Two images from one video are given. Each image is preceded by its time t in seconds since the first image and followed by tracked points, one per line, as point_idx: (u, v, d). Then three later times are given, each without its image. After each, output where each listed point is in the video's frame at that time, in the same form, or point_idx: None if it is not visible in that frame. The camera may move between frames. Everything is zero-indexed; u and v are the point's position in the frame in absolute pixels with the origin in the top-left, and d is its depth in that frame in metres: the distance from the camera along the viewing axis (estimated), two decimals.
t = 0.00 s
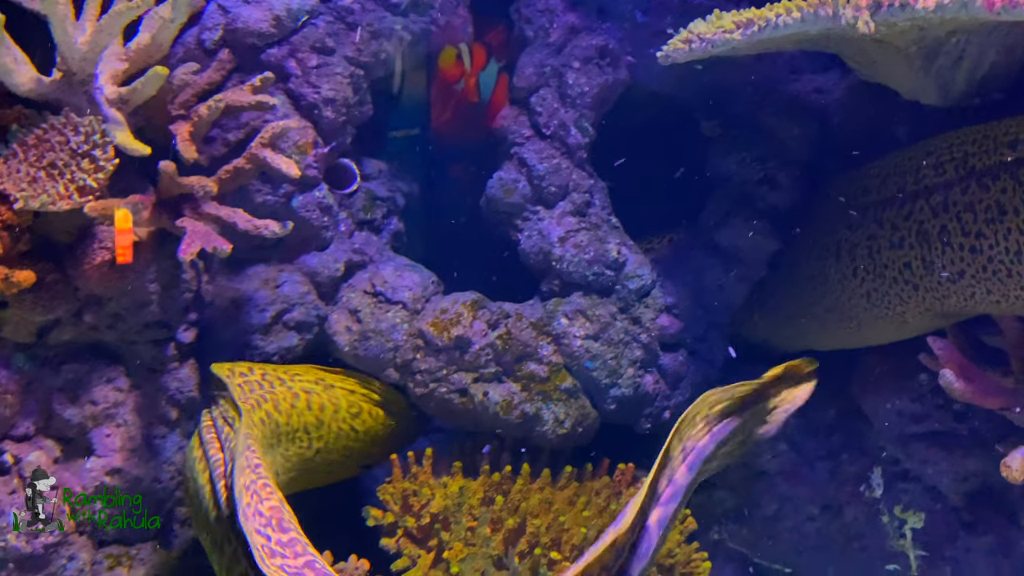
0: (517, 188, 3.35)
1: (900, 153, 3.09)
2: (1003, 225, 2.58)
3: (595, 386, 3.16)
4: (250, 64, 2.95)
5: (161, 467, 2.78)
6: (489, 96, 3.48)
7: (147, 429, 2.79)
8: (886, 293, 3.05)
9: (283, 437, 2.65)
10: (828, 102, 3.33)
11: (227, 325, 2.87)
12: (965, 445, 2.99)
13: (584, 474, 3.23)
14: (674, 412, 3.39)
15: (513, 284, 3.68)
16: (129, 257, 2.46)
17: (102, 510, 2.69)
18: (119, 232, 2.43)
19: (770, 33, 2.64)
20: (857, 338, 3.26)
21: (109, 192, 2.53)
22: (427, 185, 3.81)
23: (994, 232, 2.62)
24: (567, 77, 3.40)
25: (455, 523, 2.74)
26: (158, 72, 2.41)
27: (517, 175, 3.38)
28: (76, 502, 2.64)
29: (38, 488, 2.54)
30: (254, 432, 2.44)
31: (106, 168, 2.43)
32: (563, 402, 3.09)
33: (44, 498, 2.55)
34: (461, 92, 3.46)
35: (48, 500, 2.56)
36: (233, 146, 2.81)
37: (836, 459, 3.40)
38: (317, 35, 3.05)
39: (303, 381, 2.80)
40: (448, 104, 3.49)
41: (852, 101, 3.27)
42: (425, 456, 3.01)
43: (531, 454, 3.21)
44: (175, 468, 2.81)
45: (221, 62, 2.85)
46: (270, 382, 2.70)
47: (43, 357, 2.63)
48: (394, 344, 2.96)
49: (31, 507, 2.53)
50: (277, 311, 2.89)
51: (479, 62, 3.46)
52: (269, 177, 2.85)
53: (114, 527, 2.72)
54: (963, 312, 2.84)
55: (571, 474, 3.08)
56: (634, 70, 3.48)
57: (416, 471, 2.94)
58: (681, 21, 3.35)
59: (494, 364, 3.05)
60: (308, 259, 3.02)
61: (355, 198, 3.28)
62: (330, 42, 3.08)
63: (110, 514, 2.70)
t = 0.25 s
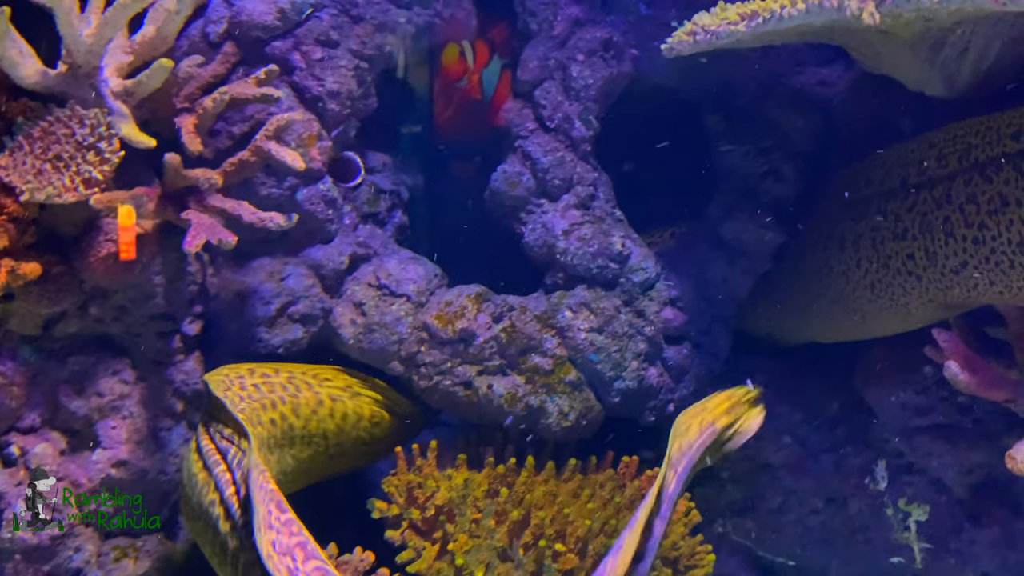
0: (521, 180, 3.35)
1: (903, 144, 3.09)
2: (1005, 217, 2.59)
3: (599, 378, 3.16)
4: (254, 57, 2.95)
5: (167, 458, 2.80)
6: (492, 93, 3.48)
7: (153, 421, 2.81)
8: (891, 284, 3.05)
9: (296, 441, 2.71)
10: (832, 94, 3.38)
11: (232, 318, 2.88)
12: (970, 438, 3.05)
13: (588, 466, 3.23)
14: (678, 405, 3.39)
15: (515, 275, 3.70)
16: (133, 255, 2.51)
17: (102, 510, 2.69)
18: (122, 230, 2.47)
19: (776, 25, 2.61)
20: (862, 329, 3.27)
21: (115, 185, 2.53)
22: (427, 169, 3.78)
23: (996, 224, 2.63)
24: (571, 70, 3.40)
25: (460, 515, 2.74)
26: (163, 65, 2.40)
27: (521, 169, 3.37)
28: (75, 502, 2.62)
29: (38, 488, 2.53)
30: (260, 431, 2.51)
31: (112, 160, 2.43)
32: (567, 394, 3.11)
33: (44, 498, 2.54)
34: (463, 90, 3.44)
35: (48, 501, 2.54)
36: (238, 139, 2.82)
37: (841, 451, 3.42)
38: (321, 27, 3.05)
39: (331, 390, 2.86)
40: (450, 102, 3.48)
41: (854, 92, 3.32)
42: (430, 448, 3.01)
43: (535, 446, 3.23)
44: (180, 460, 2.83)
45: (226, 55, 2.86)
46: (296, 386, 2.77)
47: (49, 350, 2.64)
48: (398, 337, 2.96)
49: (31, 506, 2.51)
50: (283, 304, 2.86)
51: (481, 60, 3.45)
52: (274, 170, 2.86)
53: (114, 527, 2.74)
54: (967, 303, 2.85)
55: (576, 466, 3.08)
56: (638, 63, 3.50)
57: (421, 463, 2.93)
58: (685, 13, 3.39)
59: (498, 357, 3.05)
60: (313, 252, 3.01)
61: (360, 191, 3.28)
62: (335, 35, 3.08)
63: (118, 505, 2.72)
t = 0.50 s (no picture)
0: (526, 171, 3.33)
1: (907, 132, 3.08)
2: (1007, 204, 2.60)
3: (605, 368, 3.16)
4: (259, 47, 2.96)
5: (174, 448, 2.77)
6: (495, 90, 3.46)
7: (160, 410, 2.79)
8: (895, 272, 3.05)
9: (321, 447, 2.84)
10: (838, 84, 3.33)
11: (237, 308, 2.87)
12: (978, 428, 3.03)
13: (594, 456, 3.24)
14: (684, 395, 3.40)
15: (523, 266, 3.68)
16: (136, 251, 2.53)
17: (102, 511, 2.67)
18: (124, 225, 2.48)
19: (782, 12, 2.60)
20: (867, 318, 3.26)
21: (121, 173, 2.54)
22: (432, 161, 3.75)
23: (999, 212, 2.63)
24: (576, 59, 3.39)
25: (465, 504, 2.76)
26: (168, 53, 2.39)
27: (526, 159, 3.36)
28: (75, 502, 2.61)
29: (38, 488, 2.54)
30: (275, 433, 2.67)
31: (118, 149, 2.42)
32: (572, 384, 3.11)
33: (44, 499, 2.55)
34: (466, 85, 3.42)
35: (48, 501, 2.55)
36: (244, 128, 2.82)
37: (847, 441, 3.43)
38: (326, 17, 3.06)
39: (367, 403, 2.96)
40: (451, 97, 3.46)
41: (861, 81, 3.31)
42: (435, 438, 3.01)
43: (540, 436, 3.23)
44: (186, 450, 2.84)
45: (231, 45, 2.86)
46: (334, 396, 2.87)
47: (56, 338, 2.64)
48: (404, 327, 2.96)
49: (31, 507, 2.52)
50: (289, 293, 2.87)
51: (484, 56, 3.42)
52: (279, 159, 2.87)
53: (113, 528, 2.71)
54: (970, 291, 2.85)
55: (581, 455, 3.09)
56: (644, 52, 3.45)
57: (427, 453, 2.94)
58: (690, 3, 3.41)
59: (503, 347, 3.05)
60: (318, 242, 3.02)
61: (365, 181, 3.29)
62: (340, 25, 3.08)
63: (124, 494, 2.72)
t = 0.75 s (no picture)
0: (531, 160, 3.33)
1: (911, 121, 3.10)
2: (1010, 191, 2.61)
3: (610, 358, 3.16)
4: (263, 35, 2.98)
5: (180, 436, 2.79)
6: (499, 84, 3.46)
7: (166, 398, 2.81)
8: (899, 261, 3.05)
9: (334, 453, 2.86)
10: (844, 73, 3.24)
11: (242, 294, 2.90)
12: (984, 417, 3.04)
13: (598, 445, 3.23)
14: (689, 384, 3.37)
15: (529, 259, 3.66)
16: (140, 243, 2.49)
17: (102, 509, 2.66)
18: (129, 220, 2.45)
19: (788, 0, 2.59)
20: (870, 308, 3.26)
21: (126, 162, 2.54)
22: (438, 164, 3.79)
23: (1002, 198, 2.65)
24: (581, 48, 3.39)
25: (470, 491, 2.75)
26: (174, 42, 2.37)
27: (531, 148, 3.36)
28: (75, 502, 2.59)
29: (38, 488, 2.52)
30: (300, 438, 2.72)
31: (123, 137, 2.40)
32: (577, 373, 3.11)
33: (44, 498, 2.53)
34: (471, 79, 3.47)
35: (49, 500, 2.54)
36: (248, 117, 2.81)
37: (852, 431, 3.41)
38: (331, 5, 3.05)
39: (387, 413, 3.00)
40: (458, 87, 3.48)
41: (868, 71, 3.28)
42: (440, 428, 2.99)
43: (545, 425, 3.23)
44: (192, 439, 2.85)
45: (235, 34, 2.86)
46: (367, 407, 2.94)
47: (61, 327, 2.65)
48: (409, 316, 2.96)
49: (31, 506, 2.51)
50: (294, 283, 2.88)
51: (488, 50, 3.43)
52: (284, 148, 2.86)
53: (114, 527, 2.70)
54: (972, 280, 2.86)
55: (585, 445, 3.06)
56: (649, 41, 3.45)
57: (432, 442, 2.91)
58: None
59: (508, 336, 3.06)
60: (323, 231, 3.03)
61: (369, 170, 3.28)
62: (344, 13, 3.07)
63: (129, 482, 2.73)
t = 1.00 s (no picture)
0: (535, 147, 3.32)
1: (918, 107, 3.08)
2: (1010, 177, 2.59)
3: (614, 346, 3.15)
4: (266, 22, 2.97)
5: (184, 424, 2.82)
6: (505, 78, 3.44)
7: (171, 386, 2.82)
8: (904, 247, 3.05)
9: (339, 456, 2.91)
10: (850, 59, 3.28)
11: (247, 283, 2.88)
12: (990, 405, 3.05)
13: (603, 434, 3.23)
14: (694, 372, 3.37)
15: (533, 248, 3.66)
16: (146, 237, 2.55)
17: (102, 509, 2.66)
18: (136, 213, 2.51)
19: None
20: (877, 295, 3.25)
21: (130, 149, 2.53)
22: (439, 164, 3.84)
23: (1003, 185, 2.62)
24: (586, 35, 3.37)
25: (476, 479, 2.76)
26: (178, 28, 2.32)
27: (535, 136, 3.34)
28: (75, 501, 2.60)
29: (38, 489, 2.51)
30: (323, 443, 2.80)
31: (126, 124, 2.40)
32: (582, 361, 3.10)
33: (44, 498, 2.53)
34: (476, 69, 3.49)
35: (48, 500, 2.54)
36: (252, 105, 2.81)
37: (857, 420, 3.41)
38: None
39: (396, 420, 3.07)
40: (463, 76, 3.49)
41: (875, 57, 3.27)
42: (445, 416, 3.01)
43: (550, 414, 3.24)
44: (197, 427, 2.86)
45: (239, 21, 2.85)
46: (393, 419, 3.06)
47: (67, 315, 2.65)
48: (413, 305, 2.95)
49: (31, 506, 2.51)
50: (299, 271, 2.88)
51: (493, 44, 3.42)
52: (288, 136, 2.85)
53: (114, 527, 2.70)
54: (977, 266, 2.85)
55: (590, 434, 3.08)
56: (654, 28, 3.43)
57: (437, 430, 2.92)
58: None
59: (513, 325, 3.05)
60: (327, 219, 3.02)
61: (373, 158, 3.28)
62: None
63: (134, 469, 2.73)
